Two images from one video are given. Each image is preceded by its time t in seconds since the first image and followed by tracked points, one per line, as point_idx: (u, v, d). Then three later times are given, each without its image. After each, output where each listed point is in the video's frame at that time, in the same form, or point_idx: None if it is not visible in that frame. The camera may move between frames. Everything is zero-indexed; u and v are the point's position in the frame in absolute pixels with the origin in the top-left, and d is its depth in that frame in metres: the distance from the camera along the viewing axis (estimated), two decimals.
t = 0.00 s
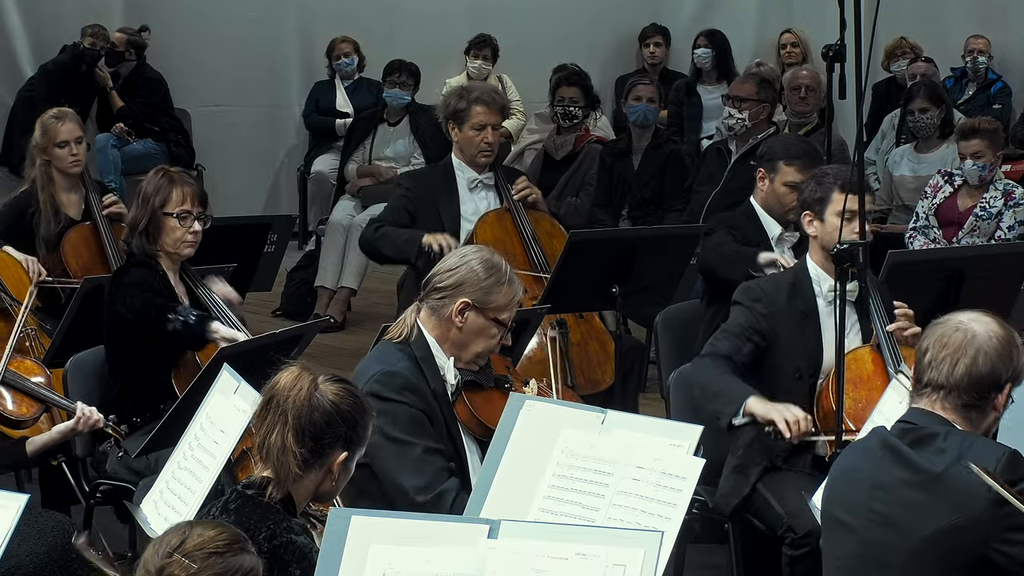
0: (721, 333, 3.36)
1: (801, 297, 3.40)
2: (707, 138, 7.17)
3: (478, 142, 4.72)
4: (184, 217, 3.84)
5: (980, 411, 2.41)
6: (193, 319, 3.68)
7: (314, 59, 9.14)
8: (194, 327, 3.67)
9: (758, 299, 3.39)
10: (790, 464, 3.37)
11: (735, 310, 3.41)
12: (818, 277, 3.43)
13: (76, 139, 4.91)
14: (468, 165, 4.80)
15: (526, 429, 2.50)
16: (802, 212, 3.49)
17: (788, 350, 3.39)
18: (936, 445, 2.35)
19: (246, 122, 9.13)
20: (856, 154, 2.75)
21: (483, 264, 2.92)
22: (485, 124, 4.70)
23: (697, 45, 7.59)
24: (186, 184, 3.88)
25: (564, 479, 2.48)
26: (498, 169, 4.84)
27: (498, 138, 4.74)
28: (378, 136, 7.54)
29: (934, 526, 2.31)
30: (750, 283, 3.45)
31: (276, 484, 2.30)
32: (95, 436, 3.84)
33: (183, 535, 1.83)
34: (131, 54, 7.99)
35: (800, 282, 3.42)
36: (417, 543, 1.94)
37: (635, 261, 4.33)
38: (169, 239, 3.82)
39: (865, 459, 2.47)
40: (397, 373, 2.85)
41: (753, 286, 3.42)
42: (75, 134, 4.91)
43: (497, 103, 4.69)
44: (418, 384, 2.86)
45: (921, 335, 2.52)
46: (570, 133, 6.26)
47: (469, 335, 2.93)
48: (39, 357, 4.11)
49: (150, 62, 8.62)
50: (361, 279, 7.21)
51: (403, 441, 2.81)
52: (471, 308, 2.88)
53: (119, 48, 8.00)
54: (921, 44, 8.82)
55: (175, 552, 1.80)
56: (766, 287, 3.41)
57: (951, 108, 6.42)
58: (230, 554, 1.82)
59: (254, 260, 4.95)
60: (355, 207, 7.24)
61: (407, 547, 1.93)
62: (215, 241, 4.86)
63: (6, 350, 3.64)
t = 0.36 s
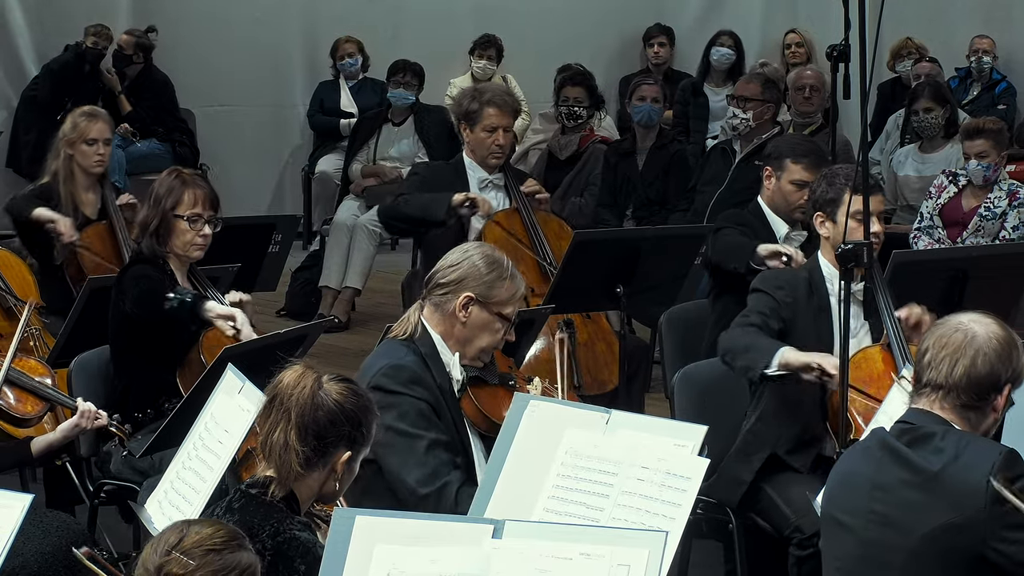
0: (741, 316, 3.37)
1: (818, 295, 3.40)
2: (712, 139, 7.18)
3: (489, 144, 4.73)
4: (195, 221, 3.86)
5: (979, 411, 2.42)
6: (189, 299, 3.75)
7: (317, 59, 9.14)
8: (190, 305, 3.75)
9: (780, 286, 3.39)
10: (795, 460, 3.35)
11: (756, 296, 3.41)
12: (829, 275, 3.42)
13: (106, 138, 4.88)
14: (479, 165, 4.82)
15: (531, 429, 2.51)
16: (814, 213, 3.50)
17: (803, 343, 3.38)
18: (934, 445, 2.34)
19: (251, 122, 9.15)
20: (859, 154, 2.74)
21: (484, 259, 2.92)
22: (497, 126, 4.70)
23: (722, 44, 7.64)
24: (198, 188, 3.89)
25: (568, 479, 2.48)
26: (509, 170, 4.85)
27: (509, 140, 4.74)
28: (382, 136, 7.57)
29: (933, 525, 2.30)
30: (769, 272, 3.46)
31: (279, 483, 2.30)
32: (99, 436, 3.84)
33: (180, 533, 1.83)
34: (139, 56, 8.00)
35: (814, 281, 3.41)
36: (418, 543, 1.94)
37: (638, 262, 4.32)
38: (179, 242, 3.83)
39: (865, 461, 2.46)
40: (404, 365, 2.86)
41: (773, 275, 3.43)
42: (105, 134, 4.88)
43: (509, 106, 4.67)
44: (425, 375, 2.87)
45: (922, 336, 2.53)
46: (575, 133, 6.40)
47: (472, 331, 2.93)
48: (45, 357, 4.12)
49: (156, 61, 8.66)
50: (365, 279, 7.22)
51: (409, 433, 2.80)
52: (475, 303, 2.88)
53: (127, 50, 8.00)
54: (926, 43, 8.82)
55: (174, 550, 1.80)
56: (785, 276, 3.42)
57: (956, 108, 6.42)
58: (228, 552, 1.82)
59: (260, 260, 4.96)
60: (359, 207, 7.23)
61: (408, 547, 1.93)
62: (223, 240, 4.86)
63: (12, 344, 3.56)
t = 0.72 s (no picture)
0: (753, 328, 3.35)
1: (825, 298, 3.39)
2: (716, 138, 7.18)
3: (498, 144, 4.72)
4: (205, 226, 3.84)
5: (986, 411, 2.41)
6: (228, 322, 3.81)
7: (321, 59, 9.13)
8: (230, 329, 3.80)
9: (787, 293, 3.38)
10: (807, 464, 3.36)
11: (764, 302, 3.39)
12: (836, 277, 3.42)
13: (119, 139, 4.94)
14: (488, 166, 4.81)
15: (535, 430, 2.51)
16: (820, 217, 3.50)
17: (812, 347, 3.38)
18: (943, 446, 2.34)
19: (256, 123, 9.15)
20: (864, 153, 2.72)
21: (492, 266, 2.92)
22: (506, 126, 4.70)
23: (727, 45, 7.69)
24: (210, 193, 3.87)
25: (572, 480, 2.47)
26: (516, 169, 4.84)
27: (517, 140, 4.74)
28: (386, 136, 7.59)
29: (941, 527, 2.30)
30: (778, 277, 3.44)
31: (284, 484, 2.30)
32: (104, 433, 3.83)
33: (190, 533, 1.83)
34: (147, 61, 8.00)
35: (823, 282, 3.40)
36: (427, 543, 1.93)
37: (643, 262, 4.32)
38: (188, 245, 3.82)
39: (872, 460, 2.47)
40: (404, 378, 2.85)
41: (782, 280, 3.41)
42: (118, 135, 4.93)
43: (517, 106, 4.69)
44: (424, 387, 2.86)
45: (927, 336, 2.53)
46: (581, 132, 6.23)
47: (479, 338, 2.93)
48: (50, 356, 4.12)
49: (164, 65, 8.63)
50: (369, 279, 7.21)
51: (408, 448, 2.80)
52: (482, 310, 2.89)
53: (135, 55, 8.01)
54: (931, 44, 8.82)
55: (183, 549, 1.80)
56: (794, 281, 3.41)
57: (960, 108, 6.42)
58: (237, 552, 1.82)
59: (264, 259, 4.95)
60: (363, 207, 7.25)
61: (417, 547, 1.92)
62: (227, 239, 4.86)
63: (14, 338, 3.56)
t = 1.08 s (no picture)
0: (755, 330, 3.37)
1: (829, 299, 3.39)
2: (721, 139, 7.18)
3: (503, 145, 4.71)
4: (212, 234, 3.84)
5: (984, 408, 2.42)
6: (223, 330, 3.71)
7: (323, 60, 9.14)
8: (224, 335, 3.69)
9: (791, 295, 3.38)
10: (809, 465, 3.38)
11: (766, 304, 3.40)
12: (841, 278, 3.41)
13: (103, 139, 4.88)
14: (493, 166, 4.82)
15: (539, 430, 2.49)
16: (825, 217, 3.50)
17: (818, 346, 3.39)
18: (942, 444, 2.34)
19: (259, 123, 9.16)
20: (868, 154, 2.73)
21: (490, 260, 2.93)
22: (510, 127, 4.70)
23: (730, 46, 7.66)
24: (219, 200, 3.86)
25: (577, 480, 2.47)
26: (520, 171, 4.85)
27: (522, 140, 4.74)
28: (391, 136, 7.57)
29: (941, 525, 2.30)
30: (780, 279, 3.44)
31: (287, 484, 2.30)
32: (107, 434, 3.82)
33: (190, 533, 1.83)
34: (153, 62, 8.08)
35: (827, 283, 3.39)
36: (429, 543, 1.91)
37: (647, 262, 4.32)
38: (194, 253, 3.83)
39: (872, 461, 2.46)
40: (410, 370, 2.84)
41: (784, 283, 3.42)
42: (102, 135, 4.88)
43: (522, 106, 4.71)
44: (432, 380, 2.86)
45: (923, 335, 2.53)
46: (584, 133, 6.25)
47: (479, 332, 2.93)
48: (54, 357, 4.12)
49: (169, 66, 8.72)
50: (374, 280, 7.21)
51: (420, 435, 2.80)
52: (482, 304, 2.89)
53: (141, 56, 8.09)
54: (935, 45, 8.82)
55: (183, 550, 1.80)
56: (798, 283, 3.41)
57: (964, 108, 6.42)
58: (237, 551, 1.82)
59: (268, 260, 4.95)
60: (367, 207, 7.25)
61: (419, 547, 1.91)
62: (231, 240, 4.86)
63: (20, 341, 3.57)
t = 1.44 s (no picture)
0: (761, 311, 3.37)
1: (836, 296, 3.38)
2: (726, 138, 7.18)
3: (503, 145, 4.72)
4: (214, 235, 3.84)
5: (988, 408, 2.42)
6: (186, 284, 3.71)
7: (326, 60, 9.14)
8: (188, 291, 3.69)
9: (799, 284, 3.39)
10: (809, 458, 3.32)
11: (774, 292, 3.41)
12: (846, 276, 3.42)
13: (120, 140, 4.87)
14: (493, 165, 4.82)
15: (544, 431, 2.48)
16: (833, 213, 3.50)
17: (821, 338, 3.38)
18: (947, 445, 2.34)
19: (262, 122, 9.16)
20: (873, 153, 2.72)
21: (495, 267, 2.93)
22: (510, 126, 4.70)
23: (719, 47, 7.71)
24: (223, 202, 3.84)
25: (581, 480, 2.47)
26: (522, 170, 4.85)
27: (523, 140, 4.75)
28: (395, 137, 7.59)
29: (947, 526, 2.31)
30: (789, 268, 3.45)
31: (291, 484, 2.30)
32: (112, 433, 3.80)
33: (196, 533, 1.83)
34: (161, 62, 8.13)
35: (834, 283, 3.39)
36: (436, 544, 1.90)
37: (652, 262, 4.32)
38: (196, 253, 3.83)
39: (878, 461, 2.46)
40: (407, 381, 2.85)
41: (792, 272, 3.43)
42: (119, 136, 4.87)
43: (522, 106, 4.69)
44: (426, 392, 2.86)
45: (926, 334, 2.53)
46: (588, 133, 6.38)
47: (482, 339, 2.93)
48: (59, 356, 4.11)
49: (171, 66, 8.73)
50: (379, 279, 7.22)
51: (410, 454, 2.78)
52: (485, 312, 2.89)
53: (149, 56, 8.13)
54: (940, 44, 8.82)
55: (189, 549, 1.80)
56: (806, 275, 3.42)
57: (969, 108, 6.42)
58: (243, 551, 1.82)
59: (273, 260, 4.94)
60: (372, 207, 7.24)
61: (425, 547, 1.90)
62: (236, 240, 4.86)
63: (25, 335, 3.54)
